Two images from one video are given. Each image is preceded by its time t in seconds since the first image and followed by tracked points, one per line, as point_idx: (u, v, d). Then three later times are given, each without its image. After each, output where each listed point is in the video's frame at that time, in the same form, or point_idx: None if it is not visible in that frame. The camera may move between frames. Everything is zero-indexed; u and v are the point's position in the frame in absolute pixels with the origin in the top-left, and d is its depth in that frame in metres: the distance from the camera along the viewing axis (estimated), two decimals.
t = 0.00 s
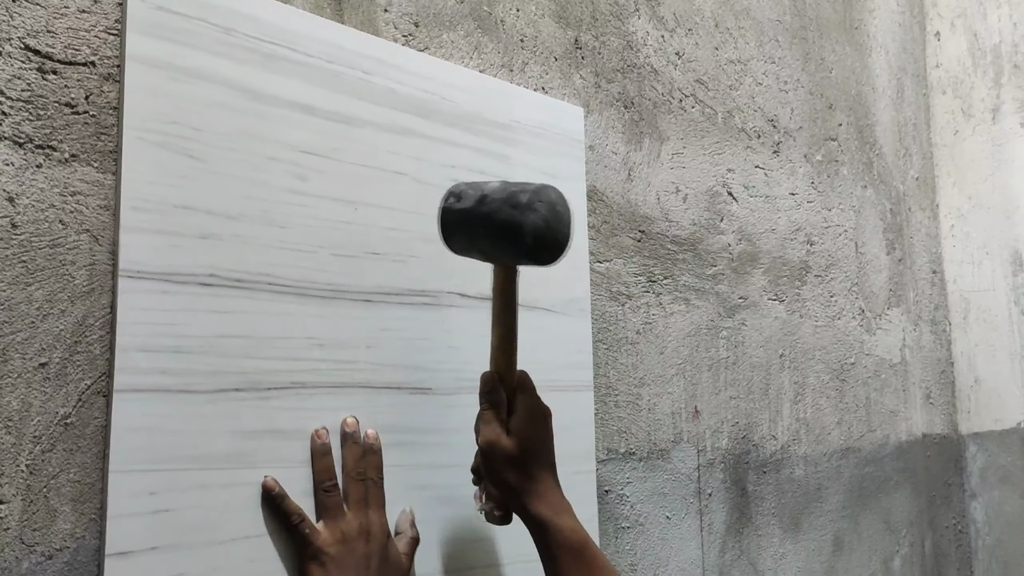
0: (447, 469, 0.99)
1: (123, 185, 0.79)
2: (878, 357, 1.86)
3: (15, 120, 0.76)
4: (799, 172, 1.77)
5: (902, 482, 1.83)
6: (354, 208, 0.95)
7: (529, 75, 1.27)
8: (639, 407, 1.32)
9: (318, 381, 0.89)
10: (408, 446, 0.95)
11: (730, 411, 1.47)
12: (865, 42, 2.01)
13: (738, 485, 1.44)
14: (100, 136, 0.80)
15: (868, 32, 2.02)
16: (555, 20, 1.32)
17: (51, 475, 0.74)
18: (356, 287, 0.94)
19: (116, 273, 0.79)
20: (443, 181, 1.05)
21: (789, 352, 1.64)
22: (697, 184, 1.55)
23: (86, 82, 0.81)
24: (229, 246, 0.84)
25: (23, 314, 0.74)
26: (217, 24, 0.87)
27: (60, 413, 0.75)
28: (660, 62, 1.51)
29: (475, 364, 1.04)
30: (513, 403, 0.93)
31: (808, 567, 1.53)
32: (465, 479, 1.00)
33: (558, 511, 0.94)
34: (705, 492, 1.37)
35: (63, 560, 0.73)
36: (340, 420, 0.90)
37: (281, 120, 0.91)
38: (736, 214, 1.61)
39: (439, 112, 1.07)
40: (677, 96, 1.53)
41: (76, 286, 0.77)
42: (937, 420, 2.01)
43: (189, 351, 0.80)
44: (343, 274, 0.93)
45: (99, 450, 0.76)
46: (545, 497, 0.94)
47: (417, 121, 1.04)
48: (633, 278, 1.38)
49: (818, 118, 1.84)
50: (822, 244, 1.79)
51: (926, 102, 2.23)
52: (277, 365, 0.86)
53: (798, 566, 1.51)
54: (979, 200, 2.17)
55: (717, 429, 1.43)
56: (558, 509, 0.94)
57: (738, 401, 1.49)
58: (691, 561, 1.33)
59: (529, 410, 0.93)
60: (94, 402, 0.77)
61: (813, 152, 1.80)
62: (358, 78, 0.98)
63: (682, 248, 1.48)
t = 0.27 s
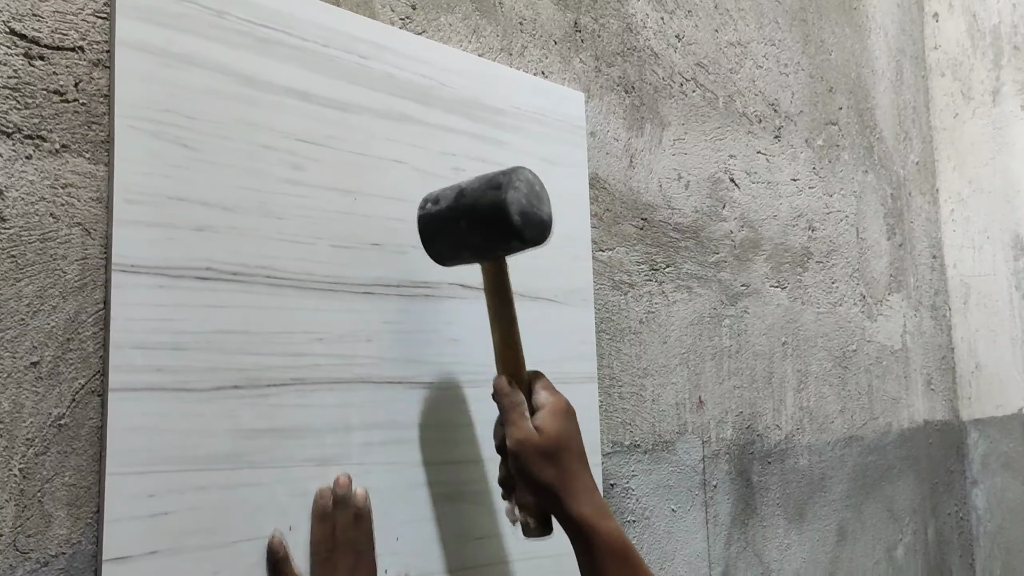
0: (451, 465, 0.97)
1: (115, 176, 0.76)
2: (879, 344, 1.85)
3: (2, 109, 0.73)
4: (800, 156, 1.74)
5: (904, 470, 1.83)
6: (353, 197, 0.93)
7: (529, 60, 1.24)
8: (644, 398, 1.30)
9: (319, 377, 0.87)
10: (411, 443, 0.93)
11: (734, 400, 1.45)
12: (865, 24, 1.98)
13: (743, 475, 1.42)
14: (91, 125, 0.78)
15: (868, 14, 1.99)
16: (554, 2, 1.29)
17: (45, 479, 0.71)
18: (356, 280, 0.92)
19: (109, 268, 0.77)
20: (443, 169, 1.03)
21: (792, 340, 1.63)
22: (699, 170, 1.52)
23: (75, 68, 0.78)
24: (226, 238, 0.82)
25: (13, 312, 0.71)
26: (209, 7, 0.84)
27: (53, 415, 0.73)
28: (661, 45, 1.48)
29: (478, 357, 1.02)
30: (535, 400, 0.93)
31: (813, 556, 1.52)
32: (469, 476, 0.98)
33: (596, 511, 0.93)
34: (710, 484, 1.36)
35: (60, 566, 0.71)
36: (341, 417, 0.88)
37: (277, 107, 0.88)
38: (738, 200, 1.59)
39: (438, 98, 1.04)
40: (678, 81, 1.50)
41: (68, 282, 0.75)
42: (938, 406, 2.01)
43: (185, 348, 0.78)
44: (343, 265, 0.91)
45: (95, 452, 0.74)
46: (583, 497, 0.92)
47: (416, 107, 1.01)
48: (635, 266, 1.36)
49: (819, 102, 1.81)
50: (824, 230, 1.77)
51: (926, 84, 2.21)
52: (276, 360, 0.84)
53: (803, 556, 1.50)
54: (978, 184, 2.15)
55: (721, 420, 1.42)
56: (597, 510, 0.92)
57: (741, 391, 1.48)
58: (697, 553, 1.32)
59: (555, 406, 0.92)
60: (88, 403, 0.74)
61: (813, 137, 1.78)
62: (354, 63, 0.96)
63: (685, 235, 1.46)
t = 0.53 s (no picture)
0: (462, 459, 0.94)
1: (110, 159, 0.73)
2: (883, 327, 1.83)
3: None
4: (804, 136, 1.71)
5: (907, 453, 1.82)
6: (357, 180, 0.89)
7: (534, 37, 1.20)
8: (653, 386, 1.28)
9: (325, 369, 0.84)
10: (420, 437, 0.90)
11: (742, 387, 1.43)
12: None
13: (751, 463, 1.41)
14: (82, 107, 0.74)
15: None
16: None
17: (41, 483, 0.68)
18: (362, 267, 0.88)
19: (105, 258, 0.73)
20: (449, 151, 0.99)
21: (798, 324, 1.60)
22: (705, 150, 1.49)
23: (65, 45, 0.74)
24: (227, 225, 0.78)
25: (4, 306, 0.68)
26: None
27: (48, 415, 0.69)
28: (666, 22, 1.43)
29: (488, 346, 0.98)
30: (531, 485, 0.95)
31: (819, 543, 1.51)
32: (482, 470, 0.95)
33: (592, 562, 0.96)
34: (719, 472, 1.35)
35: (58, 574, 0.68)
36: (347, 410, 0.85)
37: (277, 87, 0.84)
38: (744, 182, 1.55)
39: (443, 76, 1.00)
40: (684, 59, 1.46)
41: (62, 273, 0.71)
42: (940, 389, 2.00)
43: (185, 342, 0.75)
44: (347, 252, 0.87)
45: (93, 454, 0.71)
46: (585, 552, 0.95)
47: (420, 86, 0.97)
48: (644, 251, 1.33)
49: (823, 81, 1.77)
50: (829, 211, 1.74)
51: (926, 62, 2.17)
52: (280, 353, 0.81)
53: (810, 543, 1.49)
54: (980, 164, 2.12)
55: (729, 406, 1.40)
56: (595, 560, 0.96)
57: (749, 376, 1.45)
58: (707, 543, 1.30)
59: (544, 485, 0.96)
60: (85, 402, 0.71)
61: (817, 116, 1.75)
62: (356, 40, 0.92)
63: (691, 219, 1.43)
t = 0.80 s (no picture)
0: (480, 450, 0.89)
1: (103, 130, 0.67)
2: (892, 303, 1.80)
3: None
4: (815, 107, 1.65)
5: (915, 431, 1.80)
6: (368, 153, 0.84)
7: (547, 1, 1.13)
8: (669, 367, 1.24)
9: (336, 357, 0.79)
10: (437, 427, 0.86)
11: (756, 367, 1.40)
12: None
13: (766, 445, 1.38)
14: (73, 74, 0.68)
15: None
16: None
17: (37, 488, 0.64)
18: (374, 248, 0.83)
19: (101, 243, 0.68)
20: (463, 122, 0.93)
21: (810, 302, 1.57)
22: (719, 121, 1.43)
23: (53, 7, 0.68)
24: (232, 203, 0.73)
25: None
26: None
27: (44, 413, 0.65)
28: None
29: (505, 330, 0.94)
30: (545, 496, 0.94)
31: (832, 525, 1.49)
32: (501, 461, 0.91)
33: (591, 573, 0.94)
34: (735, 455, 1.32)
35: None
36: (360, 401, 0.80)
37: (281, 53, 0.78)
38: (757, 154, 1.50)
39: (456, 42, 0.94)
40: (697, 25, 1.40)
41: (55, 257, 0.66)
42: (947, 366, 1.98)
43: (189, 331, 0.70)
44: (358, 231, 0.82)
45: (92, 453, 0.66)
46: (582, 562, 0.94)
47: (432, 53, 0.91)
48: (659, 227, 1.28)
49: (835, 49, 1.71)
50: (840, 185, 1.69)
51: (935, 29, 2.11)
52: (289, 340, 0.76)
53: (823, 525, 1.47)
54: (986, 135, 2.08)
55: (744, 387, 1.37)
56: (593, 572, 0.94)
57: (763, 356, 1.42)
58: (723, 528, 1.28)
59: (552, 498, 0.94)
60: (83, 397, 0.66)
61: (829, 86, 1.69)
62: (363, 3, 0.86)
63: (706, 193, 1.38)
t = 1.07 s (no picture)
0: (514, 426, 0.85)
1: (112, 74, 0.61)
2: (913, 269, 1.75)
3: None
4: (842, 64, 1.58)
5: (933, 400, 1.77)
6: (397, 107, 0.77)
7: None
8: (700, 337, 1.19)
9: (366, 329, 0.74)
10: (471, 404, 0.81)
11: (784, 336, 1.35)
12: None
13: (793, 417, 1.34)
14: (76, 12, 0.61)
15: None
16: None
17: (48, 476, 0.59)
18: (404, 211, 0.77)
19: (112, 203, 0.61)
20: (495, 74, 0.86)
21: (836, 269, 1.51)
22: (750, 77, 1.36)
23: None
24: (253, 159, 0.67)
25: None
26: None
27: (52, 392, 0.59)
28: None
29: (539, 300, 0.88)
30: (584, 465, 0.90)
31: (855, 498, 1.46)
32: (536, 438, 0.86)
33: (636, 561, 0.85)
34: (764, 428, 1.28)
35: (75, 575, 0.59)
36: (391, 375, 0.75)
37: None
38: (785, 113, 1.43)
39: None
40: None
41: (61, 217, 0.60)
42: (965, 333, 1.94)
43: (210, 302, 0.64)
44: (387, 193, 0.76)
45: (106, 437, 0.61)
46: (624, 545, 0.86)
47: None
48: (690, 190, 1.22)
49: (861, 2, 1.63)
50: (866, 146, 1.62)
51: None
52: (317, 311, 0.70)
53: (847, 498, 1.45)
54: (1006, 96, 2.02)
55: (772, 357, 1.32)
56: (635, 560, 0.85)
57: (791, 325, 1.37)
58: (752, 503, 1.25)
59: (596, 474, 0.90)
60: (94, 373, 0.61)
61: (855, 41, 1.61)
62: None
63: (736, 153, 1.31)
